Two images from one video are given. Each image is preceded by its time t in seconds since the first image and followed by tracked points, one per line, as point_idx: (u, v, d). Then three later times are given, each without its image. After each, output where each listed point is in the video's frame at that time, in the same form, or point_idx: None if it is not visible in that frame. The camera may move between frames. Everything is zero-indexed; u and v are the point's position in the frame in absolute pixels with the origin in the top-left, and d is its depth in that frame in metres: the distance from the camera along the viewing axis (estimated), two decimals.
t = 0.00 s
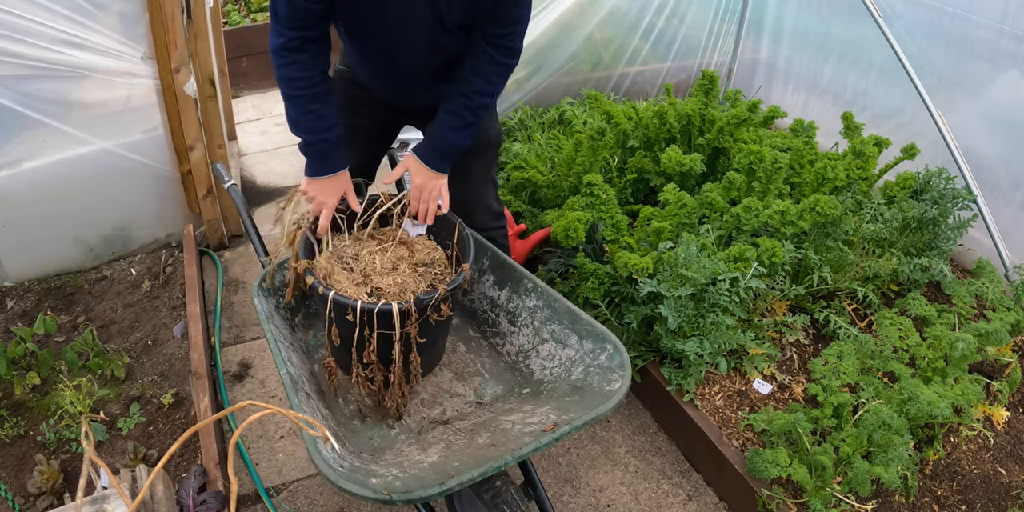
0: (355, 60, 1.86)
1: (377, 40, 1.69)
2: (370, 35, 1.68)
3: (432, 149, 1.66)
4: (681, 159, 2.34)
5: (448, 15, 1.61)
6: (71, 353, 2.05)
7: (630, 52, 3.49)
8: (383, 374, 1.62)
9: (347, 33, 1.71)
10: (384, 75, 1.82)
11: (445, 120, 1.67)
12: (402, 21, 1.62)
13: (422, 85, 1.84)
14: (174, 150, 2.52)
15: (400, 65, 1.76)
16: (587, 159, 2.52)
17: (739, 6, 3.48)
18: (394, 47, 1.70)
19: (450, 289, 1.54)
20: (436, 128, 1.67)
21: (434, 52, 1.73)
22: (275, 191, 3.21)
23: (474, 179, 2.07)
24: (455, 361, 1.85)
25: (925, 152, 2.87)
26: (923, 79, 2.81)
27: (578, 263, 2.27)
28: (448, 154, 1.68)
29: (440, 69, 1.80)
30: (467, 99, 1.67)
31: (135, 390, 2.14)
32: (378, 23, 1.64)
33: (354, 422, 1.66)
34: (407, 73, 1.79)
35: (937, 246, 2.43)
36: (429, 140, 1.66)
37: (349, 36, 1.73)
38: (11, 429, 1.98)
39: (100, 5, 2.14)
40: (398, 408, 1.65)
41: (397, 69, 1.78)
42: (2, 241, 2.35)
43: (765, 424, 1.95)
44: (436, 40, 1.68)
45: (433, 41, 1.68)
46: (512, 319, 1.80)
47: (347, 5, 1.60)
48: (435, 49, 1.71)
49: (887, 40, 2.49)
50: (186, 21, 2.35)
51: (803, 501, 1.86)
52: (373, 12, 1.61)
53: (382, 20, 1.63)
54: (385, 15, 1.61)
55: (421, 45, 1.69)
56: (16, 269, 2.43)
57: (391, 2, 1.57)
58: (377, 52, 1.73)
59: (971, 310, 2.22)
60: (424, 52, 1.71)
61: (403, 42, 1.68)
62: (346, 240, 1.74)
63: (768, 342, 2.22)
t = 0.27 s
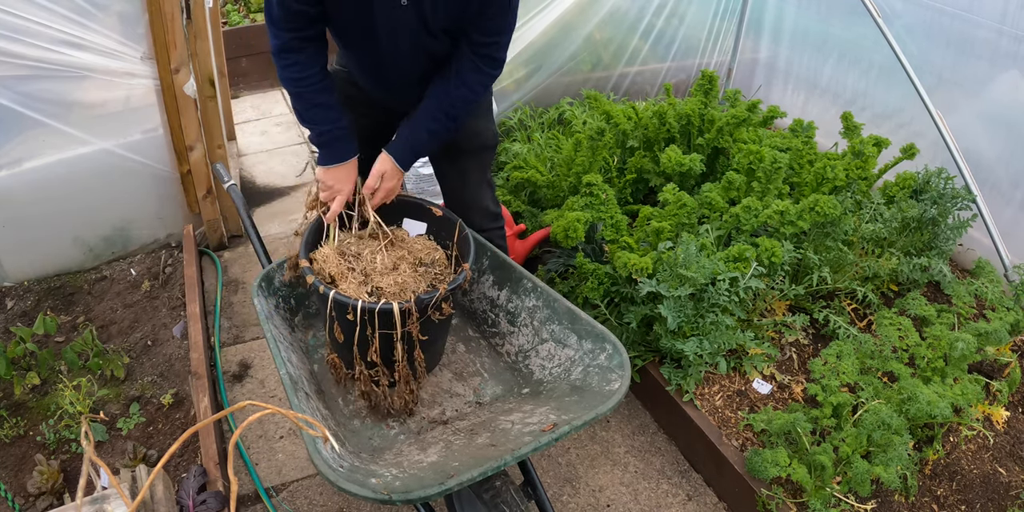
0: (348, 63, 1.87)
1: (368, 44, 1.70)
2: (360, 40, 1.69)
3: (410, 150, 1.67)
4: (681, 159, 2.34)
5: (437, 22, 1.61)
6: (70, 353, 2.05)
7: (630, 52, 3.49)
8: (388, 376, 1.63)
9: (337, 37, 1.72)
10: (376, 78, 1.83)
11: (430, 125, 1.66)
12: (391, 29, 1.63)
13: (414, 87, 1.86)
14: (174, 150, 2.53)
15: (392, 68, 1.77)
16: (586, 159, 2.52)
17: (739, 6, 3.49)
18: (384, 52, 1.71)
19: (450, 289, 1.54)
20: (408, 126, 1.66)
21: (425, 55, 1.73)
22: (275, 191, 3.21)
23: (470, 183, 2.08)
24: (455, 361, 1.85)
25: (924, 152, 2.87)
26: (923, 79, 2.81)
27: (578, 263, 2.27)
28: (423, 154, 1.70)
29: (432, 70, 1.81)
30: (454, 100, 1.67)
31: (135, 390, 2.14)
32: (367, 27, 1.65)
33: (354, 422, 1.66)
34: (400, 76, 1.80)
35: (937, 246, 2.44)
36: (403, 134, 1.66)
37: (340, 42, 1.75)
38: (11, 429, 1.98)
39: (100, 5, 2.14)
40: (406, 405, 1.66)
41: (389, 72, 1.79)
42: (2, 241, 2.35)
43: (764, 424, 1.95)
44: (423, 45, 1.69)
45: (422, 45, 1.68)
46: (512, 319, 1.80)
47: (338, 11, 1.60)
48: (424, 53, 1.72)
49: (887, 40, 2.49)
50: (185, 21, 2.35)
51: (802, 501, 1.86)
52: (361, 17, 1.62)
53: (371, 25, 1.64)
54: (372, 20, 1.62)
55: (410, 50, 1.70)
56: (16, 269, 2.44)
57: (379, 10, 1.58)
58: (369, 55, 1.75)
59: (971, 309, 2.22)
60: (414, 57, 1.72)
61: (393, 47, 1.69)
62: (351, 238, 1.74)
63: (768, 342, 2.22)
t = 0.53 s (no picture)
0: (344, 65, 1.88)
1: (361, 45, 1.72)
2: (353, 40, 1.71)
3: (398, 172, 1.62)
4: (681, 159, 2.34)
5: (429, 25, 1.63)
6: (70, 353, 2.05)
7: (630, 52, 3.49)
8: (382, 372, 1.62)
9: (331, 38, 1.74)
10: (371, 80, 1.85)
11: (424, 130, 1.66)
12: (383, 31, 1.65)
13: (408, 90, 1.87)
14: (174, 150, 2.53)
15: (386, 71, 1.79)
16: (586, 159, 2.53)
17: (739, 6, 3.49)
18: (376, 53, 1.73)
19: (450, 289, 1.54)
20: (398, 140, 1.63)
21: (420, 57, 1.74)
22: (275, 191, 3.21)
23: (470, 184, 2.09)
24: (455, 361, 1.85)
25: (924, 152, 2.87)
26: (922, 79, 2.81)
27: (578, 263, 2.27)
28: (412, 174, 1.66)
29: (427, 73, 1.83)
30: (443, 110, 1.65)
31: (135, 390, 2.14)
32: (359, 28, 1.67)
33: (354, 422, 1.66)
34: (394, 79, 1.82)
35: (937, 246, 2.44)
36: (391, 156, 1.61)
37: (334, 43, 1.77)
38: (11, 429, 1.98)
39: (100, 5, 2.14)
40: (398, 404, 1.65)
41: (383, 75, 1.81)
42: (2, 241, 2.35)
43: (764, 424, 1.95)
44: (416, 48, 1.70)
45: (415, 48, 1.70)
46: (512, 319, 1.80)
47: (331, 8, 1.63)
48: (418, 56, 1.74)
49: (887, 40, 2.49)
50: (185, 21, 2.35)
51: (803, 501, 1.86)
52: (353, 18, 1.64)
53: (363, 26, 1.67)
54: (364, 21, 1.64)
55: (403, 53, 1.72)
56: (16, 269, 2.43)
57: (371, 12, 1.61)
58: (363, 57, 1.76)
59: (971, 309, 2.22)
60: (407, 59, 1.74)
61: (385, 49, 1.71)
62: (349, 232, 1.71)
63: (768, 342, 2.22)
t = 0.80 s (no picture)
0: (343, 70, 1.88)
1: (358, 50, 1.72)
2: (350, 45, 1.71)
3: (415, 174, 1.61)
4: (681, 159, 2.34)
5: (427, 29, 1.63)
6: (71, 353, 2.05)
7: (630, 52, 3.49)
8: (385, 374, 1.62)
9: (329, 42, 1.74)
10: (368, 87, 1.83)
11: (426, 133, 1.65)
12: (381, 37, 1.64)
13: (408, 97, 1.86)
14: (174, 150, 2.52)
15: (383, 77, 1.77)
16: (587, 159, 2.53)
17: (739, 6, 3.49)
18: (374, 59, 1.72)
19: (451, 289, 1.54)
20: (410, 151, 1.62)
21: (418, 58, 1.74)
22: (275, 191, 3.21)
23: (472, 188, 2.09)
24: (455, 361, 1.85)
25: (924, 152, 2.87)
26: (923, 79, 2.81)
27: (578, 263, 2.27)
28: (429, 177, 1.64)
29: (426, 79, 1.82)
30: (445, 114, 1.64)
31: (135, 390, 2.14)
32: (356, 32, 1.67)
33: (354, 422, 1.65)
34: (392, 85, 1.80)
35: (937, 246, 2.44)
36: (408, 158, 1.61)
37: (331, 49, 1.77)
38: (11, 429, 1.98)
39: (100, 5, 2.14)
40: (401, 407, 1.64)
41: (381, 81, 1.79)
42: (2, 240, 2.35)
43: (764, 424, 1.95)
44: (414, 52, 1.70)
45: (415, 49, 1.70)
46: (512, 319, 1.80)
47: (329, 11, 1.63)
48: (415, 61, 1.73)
49: (887, 40, 2.49)
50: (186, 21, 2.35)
51: (803, 501, 1.86)
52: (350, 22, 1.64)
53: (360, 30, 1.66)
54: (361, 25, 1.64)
55: (400, 58, 1.71)
56: (16, 269, 2.43)
57: (367, 18, 1.61)
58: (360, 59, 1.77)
59: (971, 310, 2.22)
60: (405, 65, 1.73)
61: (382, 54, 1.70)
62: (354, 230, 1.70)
63: (768, 342, 2.22)
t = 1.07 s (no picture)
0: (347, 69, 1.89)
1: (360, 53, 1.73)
2: (351, 48, 1.72)
3: (419, 156, 1.62)
4: (681, 159, 2.34)
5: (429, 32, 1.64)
6: (71, 353, 2.05)
7: (630, 52, 3.49)
8: (386, 376, 1.62)
9: (331, 44, 1.75)
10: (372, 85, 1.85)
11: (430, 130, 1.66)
12: (382, 40, 1.66)
13: (410, 99, 1.87)
14: (174, 150, 2.52)
15: (387, 77, 1.79)
16: (587, 159, 2.53)
17: (739, 6, 3.49)
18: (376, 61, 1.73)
19: (450, 289, 1.54)
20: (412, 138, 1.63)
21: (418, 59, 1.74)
22: (275, 191, 3.21)
23: (472, 187, 2.09)
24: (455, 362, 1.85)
25: (924, 152, 2.87)
26: (922, 79, 2.81)
27: (578, 263, 2.27)
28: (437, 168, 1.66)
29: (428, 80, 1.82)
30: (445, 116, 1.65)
31: (135, 390, 2.14)
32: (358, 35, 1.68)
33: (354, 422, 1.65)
34: (395, 86, 1.81)
35: (937, 246, 2.44)
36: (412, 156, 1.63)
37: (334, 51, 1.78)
38: (11, 429, 1.98)
39: (99, 5, 2.14)
40: (404, 404, 1.66)
41: (383, 81, 1.80)
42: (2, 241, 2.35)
43: (764, 424, 1.95)
44: (416, 55, 1.70)
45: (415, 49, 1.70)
46: (512, 319, 1.80)
47: (330, 13, 1.63)
48: (417, 64, 1.74)
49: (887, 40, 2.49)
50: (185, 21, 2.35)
51: (803, 501, 1.86)
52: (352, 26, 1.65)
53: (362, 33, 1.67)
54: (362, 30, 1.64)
55: (401, 61, 1.72)
56: (16, 269, 2.44)
57: (369, 23, 1.61)
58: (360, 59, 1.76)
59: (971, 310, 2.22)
60: (406, 67, 1.74)
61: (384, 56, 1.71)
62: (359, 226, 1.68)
63: (768, 342, 2.22)
